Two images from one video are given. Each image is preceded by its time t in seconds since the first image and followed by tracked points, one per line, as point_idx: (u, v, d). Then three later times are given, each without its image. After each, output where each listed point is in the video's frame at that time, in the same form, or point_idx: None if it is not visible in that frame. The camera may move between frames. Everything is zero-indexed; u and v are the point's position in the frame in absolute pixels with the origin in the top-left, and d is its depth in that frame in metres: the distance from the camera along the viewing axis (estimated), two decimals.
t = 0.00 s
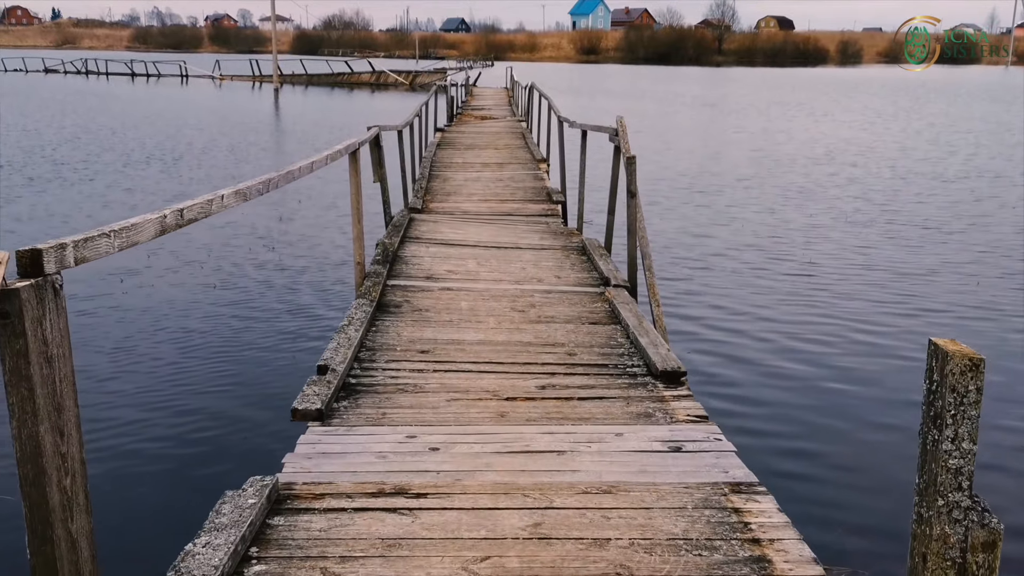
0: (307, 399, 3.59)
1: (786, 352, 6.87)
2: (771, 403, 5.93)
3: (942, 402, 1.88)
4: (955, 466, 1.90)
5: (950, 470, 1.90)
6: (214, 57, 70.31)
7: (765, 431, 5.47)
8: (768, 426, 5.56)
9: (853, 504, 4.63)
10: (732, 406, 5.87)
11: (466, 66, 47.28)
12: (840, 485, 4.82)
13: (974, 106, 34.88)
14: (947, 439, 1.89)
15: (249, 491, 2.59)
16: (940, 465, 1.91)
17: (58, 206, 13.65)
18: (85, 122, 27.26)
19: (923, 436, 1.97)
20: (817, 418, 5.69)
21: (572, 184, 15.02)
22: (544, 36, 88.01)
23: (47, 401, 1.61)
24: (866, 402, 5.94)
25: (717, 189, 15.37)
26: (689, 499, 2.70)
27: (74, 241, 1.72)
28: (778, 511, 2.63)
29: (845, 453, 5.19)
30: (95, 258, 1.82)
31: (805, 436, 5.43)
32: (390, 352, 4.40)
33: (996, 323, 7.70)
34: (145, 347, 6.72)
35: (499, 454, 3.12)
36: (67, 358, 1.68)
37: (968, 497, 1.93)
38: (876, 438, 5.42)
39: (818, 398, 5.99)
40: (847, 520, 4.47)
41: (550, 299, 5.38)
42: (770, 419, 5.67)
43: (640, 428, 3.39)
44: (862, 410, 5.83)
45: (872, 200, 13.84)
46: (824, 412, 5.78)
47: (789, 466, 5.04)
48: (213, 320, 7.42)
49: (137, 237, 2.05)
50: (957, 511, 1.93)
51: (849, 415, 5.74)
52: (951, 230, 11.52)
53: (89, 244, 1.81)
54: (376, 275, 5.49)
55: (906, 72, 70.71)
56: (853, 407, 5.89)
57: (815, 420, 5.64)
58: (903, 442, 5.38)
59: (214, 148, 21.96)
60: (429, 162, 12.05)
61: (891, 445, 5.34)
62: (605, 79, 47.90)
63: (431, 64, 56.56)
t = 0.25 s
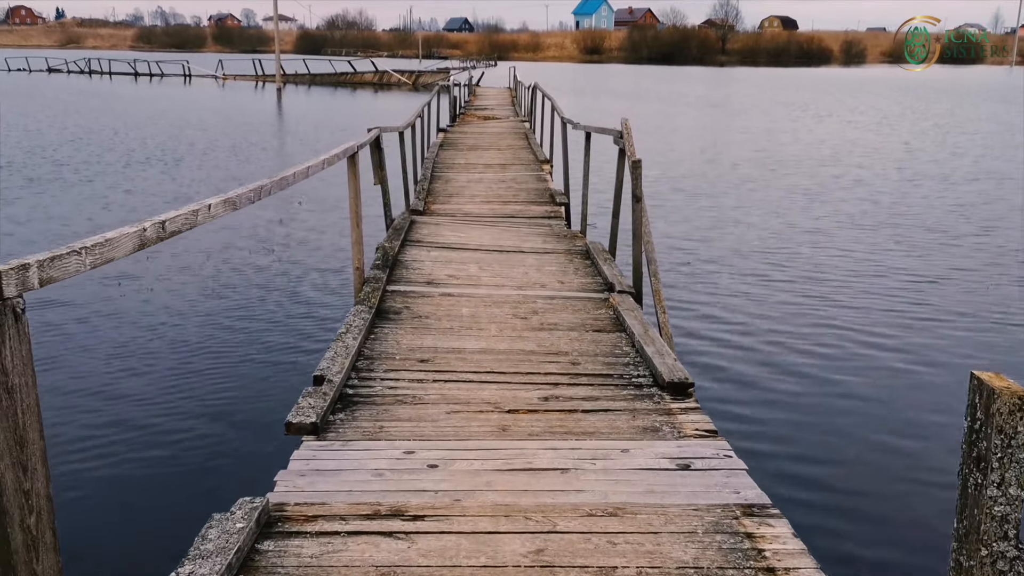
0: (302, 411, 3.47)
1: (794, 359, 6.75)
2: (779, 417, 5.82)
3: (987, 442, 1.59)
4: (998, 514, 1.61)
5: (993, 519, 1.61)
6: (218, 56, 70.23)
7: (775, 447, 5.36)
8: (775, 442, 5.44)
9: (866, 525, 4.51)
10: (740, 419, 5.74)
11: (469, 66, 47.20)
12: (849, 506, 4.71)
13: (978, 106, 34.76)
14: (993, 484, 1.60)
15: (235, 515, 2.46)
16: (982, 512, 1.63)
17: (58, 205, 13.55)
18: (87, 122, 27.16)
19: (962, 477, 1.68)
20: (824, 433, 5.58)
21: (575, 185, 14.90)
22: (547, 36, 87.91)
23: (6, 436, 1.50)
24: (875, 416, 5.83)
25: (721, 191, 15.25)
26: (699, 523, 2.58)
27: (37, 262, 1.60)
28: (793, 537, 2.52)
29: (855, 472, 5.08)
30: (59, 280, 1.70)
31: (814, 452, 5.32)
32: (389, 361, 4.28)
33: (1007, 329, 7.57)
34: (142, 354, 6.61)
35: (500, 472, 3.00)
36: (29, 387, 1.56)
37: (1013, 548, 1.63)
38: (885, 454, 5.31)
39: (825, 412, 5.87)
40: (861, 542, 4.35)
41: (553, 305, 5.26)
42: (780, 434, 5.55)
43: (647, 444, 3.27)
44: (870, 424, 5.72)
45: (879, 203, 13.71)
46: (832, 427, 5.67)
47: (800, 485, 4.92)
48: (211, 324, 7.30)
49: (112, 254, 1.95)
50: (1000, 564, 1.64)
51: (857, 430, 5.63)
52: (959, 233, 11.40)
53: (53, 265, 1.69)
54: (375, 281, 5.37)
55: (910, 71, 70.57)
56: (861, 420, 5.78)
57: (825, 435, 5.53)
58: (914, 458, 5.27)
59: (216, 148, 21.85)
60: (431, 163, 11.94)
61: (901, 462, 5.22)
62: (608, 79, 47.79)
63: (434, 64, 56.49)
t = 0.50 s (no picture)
0: (298, 422, 3.37)
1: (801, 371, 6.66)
2: (785, 428, 5.73)
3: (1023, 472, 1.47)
4: None
5: None
6: (220, 56, 70.15)
7: (783, 459, 5.27)
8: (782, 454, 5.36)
9: (876, 541, 4.44)
10: (748, 431, 5.66)
11: (472, 66, 47.10)
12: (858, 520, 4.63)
13: (982, 106, 34.63)
14: None
15: (225, 534, 2.37)
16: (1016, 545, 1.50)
17: (58, 204, 13.45)
18: (89, 121, 27.06)
19: (994, 506, 1.57)
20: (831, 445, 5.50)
21: (578, 186, 14.81)
22: (550, 36, 87.83)
23: None
24: (882, 429, 5.75)
25: (725, 192, 15.15)
26: (708, 542, 2.49)
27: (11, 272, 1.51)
28: (805, 557, 2.42)
29: (863, 486, 5.00)
30: (35, 290, 1.62)
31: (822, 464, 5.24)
32: (388, 368, 4.19)
33: (1016, 334, 7.49)
34: (139, 362, 6.52)
35: (500, 485, 2.91)
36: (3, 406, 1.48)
37: None
38: (894, 467, 5.22)
39: (831, 424, 5.79)
40: (872, 559, 4.26)
41: (556, 310, 5.17)
42: (789, 445, 5.47)
43: (653, 456, 3.18)
44: (878, 436, 5.63)
45: (884, 205, 13.59)
46: (839, 439, 5.59)
47: (809, 499, 4.85)
48: (209, 331, 7.21)
49: (92, 263, 1.86)
50: None
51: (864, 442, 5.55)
52: (964, 236, 11.32)
53: (30, 276, 1.60)
54: (375, 285, 5.27)
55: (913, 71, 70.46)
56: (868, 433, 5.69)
57: (834, 448, 5.45)
58: (923, 471, 5.19)
59: (217, 147, 21.76)
60: (433, 164, 11.84)
61: (910, 477, 5.14)
62: (610, 79, 47.69)
63: (437, 64, 56.41)
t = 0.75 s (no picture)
0: (291, 437, 3.24)
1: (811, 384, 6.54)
2: (794, 445, 5.61)
3: None
4: None
5: None
6: (224, 55, 70.07)
7: (793, 484, 5.17)
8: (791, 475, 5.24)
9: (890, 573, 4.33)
10: (757, 451, 5.55)
11: (477, 65, 46.97)
12: (869, 547, 4.51)
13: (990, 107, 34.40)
14: None
15: (208, 562, 2.24)
16: None
17: (59, 204, 13.36)
18: (93, 121, 26.99)
19: None
20: (842, 464, 5.38)
21: (583, 188, 14.68)
22: (555, 35, 87.67)
23: None
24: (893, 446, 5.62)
25: (731, 194, 15.02)
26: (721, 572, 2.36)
27: None
28: None
29: (873, 509, 4.89)
30: None
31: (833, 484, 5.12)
32: (387, 378, 4.05)
33: None
34: (137, 368, 6.40)
35: (501, 506, 2.77)
36: None
37: None
38: (906, 487, 5.10)
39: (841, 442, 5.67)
40: None
41: (561, 316, 5.03)
42: (799, 466, 5.36)
43: (662, 473, 3.04)
44: (889, 454, 5.51)
45: (894, 208, 13.43)
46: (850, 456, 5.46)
47: (820, 524, 4.74)
48: (208, 336, 7.08)
49: (50, 276, 1.86)
50: None
51: (875, 461, 5.43)
52: (974, 240, 11.17)
53: None
54: (374, 290, 5.14)
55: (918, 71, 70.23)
56: (879, 451, 5.57)
57: (846, 469, 5.33)
58: (937, 491, 5.06)
59: (221, 147, 21.66)
60: (436, 165, 11.72)
61: (922, 498, 5.02)
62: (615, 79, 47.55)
63: (442, 63, 56.32)
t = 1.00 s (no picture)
0: (285, 452, 3.12)
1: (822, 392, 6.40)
2: (806, 454, 5.48)
3: None
4: None
5: None
6: (229, 54, 70.04)
7: (804, 491, 5.03)
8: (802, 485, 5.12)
9: None
10: (767, 458, 5.41)
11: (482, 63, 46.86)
12: (883, 557, 4.39)
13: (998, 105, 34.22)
14: None
15: None
16: None
17: (59, 204, 13.27)
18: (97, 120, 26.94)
19: None
20: (853, 472, 5.25)
21: (589, 188, 14.56)
22: (560, 33, 87.56)
23: None
24: (906, 453, 5.49)
25: (738, 194, 14.88)
26: None
27: None
28: None
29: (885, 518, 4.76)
30: None
31: (846, 495, 4.99)
32: (387, 388, 3.92)
33: None
34: (133, 376, 6.29)
35: (501, 527, 2.65)
36: None
37: None
38: (919, 496, 4.98)
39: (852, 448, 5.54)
40: None
41: (566, 322, 4.90)
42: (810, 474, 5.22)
43: (671, 490, 2.91)
44: (901, 463, 5.38)
45: (901, 208, 13.29)
46: (861, 464, 5.34)
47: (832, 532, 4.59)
48: (207, 341, 6.98)
49: (9, 298, 1.83)
50: None
51: (884, 469, 5.31)
52: (985, 240, 11.03)
53: None
54: (374, 296, 5.01)
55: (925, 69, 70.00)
56: (890, 459, 5.45)
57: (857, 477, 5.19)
58: (953, 502, 4.92)
59: (225, 146, 21.58)
60: (440, 164, 11.60)
61: (938, 509, 4.87)
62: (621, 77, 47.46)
63: (446, 62, 56.27)
